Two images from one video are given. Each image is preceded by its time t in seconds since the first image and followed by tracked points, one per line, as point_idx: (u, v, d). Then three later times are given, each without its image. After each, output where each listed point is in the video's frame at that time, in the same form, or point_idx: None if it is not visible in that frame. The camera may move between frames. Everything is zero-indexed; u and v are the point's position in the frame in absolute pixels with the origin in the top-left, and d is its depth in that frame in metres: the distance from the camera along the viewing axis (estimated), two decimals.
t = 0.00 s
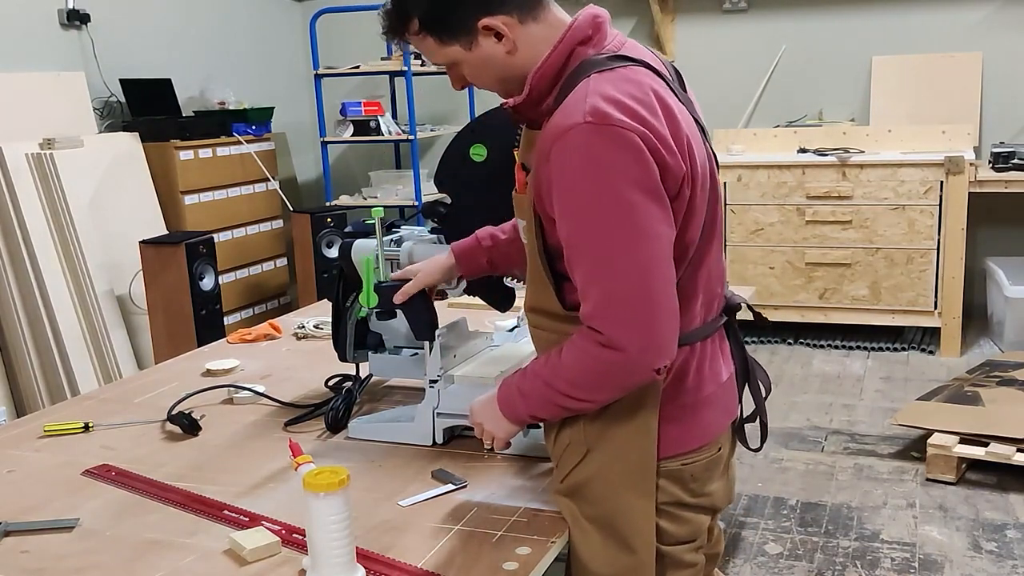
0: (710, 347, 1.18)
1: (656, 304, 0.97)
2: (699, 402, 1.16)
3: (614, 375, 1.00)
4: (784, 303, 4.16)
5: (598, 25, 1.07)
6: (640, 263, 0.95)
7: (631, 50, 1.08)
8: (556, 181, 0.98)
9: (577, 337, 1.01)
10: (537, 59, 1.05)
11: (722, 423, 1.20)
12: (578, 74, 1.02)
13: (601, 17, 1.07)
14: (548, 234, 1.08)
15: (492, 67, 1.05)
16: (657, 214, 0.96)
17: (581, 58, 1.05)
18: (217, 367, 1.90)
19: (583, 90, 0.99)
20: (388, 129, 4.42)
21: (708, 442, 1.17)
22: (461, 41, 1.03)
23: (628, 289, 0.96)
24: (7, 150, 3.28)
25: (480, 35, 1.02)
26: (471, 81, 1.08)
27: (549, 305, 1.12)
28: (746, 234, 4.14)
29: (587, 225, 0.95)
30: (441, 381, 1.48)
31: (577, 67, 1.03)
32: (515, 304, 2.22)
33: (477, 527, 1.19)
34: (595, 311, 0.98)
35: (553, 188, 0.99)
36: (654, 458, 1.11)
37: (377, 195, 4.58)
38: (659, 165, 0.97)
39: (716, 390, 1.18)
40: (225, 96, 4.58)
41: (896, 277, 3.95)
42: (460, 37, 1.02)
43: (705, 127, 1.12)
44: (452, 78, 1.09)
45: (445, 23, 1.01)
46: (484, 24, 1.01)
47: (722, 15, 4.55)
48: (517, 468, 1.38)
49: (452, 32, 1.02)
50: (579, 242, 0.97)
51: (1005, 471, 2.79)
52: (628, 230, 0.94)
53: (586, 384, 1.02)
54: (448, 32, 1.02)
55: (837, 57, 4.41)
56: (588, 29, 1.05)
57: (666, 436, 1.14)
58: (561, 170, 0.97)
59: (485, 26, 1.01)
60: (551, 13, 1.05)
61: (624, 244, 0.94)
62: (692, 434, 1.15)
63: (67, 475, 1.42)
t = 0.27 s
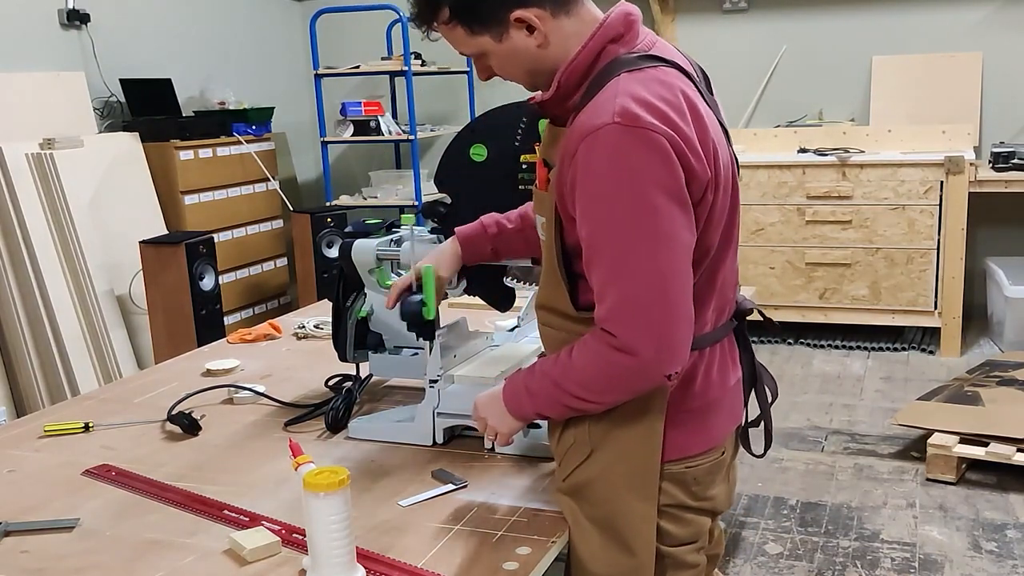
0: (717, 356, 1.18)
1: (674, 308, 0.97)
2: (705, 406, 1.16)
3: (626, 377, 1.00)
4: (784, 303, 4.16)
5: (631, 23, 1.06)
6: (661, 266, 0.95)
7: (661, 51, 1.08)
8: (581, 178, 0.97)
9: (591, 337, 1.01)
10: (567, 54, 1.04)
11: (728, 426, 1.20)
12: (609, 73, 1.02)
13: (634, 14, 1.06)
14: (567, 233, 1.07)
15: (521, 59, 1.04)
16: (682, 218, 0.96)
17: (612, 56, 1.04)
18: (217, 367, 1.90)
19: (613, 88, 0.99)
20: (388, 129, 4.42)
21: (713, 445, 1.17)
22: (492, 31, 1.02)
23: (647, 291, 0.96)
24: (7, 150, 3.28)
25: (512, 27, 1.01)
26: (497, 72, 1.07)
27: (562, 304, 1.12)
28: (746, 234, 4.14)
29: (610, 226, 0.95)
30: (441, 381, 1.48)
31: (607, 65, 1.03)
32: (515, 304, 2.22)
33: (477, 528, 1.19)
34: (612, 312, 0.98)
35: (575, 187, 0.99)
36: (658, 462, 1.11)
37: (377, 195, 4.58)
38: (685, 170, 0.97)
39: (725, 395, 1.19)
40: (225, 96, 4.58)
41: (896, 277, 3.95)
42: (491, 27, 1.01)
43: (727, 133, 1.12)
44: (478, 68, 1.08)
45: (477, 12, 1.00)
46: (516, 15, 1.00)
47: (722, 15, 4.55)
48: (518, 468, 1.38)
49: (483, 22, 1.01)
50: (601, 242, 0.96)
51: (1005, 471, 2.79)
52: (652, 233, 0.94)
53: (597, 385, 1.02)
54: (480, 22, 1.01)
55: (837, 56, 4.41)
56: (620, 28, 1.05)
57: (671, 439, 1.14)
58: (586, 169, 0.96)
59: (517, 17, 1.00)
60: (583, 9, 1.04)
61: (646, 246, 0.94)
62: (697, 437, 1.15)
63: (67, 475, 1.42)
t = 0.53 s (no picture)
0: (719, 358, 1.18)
1: (680, 310, 0.97)
2: (706, 407, 1.16)
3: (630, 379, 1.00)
4: (784, 303, 4.16)
5: (640, 23, 1.06)
6: (669, 268, 0.95)
7: (672, 51, 1.08)
8: (589, 177, 0.97)
9: (596, 338, 1.01)
10: (576, 52, 1.04)
11: (728, 430, 1.20)
12: (619, 73, 1.02)
13: (644, 15, 1.07)
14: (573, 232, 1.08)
15: (531, 58, 1.04)
16: (690, 221, 0.96)
17: (623, 56, 1.04)
18: (217, 367, 1.90)
19: (623, 89, 0.99)
20: (388, 129, 4.42)
21: (714, 446, 1.17)
22: (502, 29, 1.01)
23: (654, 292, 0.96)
24: (7, 150, 3.28)
25: (522, 24, 1.01)
26: (506, 70, 1.07)
27: (566, 304, 1.12)
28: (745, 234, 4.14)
29: (618, 226, 0.95)
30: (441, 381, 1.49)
31: (618, 65, 1.03)
32: (515, 304, 2.22)
33: (477, 528, 1.19)
34: (618, 313, 0.98)
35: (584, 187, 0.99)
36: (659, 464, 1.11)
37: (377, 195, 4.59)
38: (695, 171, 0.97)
39: (725, 398, 1.19)
40: (225, 96, 4.58)
41: (896, 277, 3.96)
42: (501, 25, 1.01)
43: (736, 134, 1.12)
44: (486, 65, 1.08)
45: (486, 9, 1.00)
46: (526, 13, 1.00)
47: (722, 15, 4.55)
48: (518, 468, 1.38)
49: (493, 20, 1.01)
50: (609, 242, 0.96)
51: (1005, 471, 2.79)
52: (660, 234, 0.94)
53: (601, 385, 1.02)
54: (490, 19, 1.01)
55: (837, 56, 4.41)
56: (630, 28, 1.05)
57: (673, 440, 1.14)
58: (595, 169, 0.96)
59: (527, 16, 1.00)
60: (595, 8, 1.04)
61: (653, 248, 0.94)
62: (698, 438, 1.15)
63: (67, 475, 1.42)
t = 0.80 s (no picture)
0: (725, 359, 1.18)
1: (691, 303, 0.96)
2: (710, 407, 1.16)
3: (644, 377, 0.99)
4: (784, 303, 4.16)
5: (649, 20, 1.06)
6: (680, 262, 0.94)
7: (681, 48, 1.07)
8: (598, 174, 0.97)
9: (609, 337, 1.00)
10: (579, 56, 1.04)
11: (730, 433, 1.20)
12: (628, 69, 1.01)
13: (652, 13, 1.07)
14: (579, 228, 1.08)
15: (533, 61, 1.05)
16: (701, 214, 0.95)
17: (631, 52, 1.04)
18: (217, 367, 1.90)
19: (630, 84, 0.98)
20: (388, 129, 4.42)
21: (717, 447, 1.17)
22: (503, 35, 1.02)
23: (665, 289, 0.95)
24: (7, 150, 3.28)
25: (519, 34, 1.02)
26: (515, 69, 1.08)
27: (572, 300, 1.12)
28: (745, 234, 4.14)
29: (628, 223, 0.94)
30: (440, 381, 1.50)
31: (624, 62, 1.03)
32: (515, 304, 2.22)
33: (478, 527, 1.19)
34: (630, 311, 0.97)
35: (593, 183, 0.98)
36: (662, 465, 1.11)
37: (377, 195, 4.59)
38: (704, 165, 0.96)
39: (729, 401, 1.19)
40: (225, 96, 4.58)
41: (896, 277, 3.95)
42: (501, 31, 1.02)
43: (744, 131, 1.12)
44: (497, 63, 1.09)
45: (485, 17, 1.01)
46: (524, 24, 1.00)
47: (722, 15, 4.55)
48: (518, 468, 1.38)
49: (493, 26, 1.02)
50: (619, 239, 0.95)
51: (1005, 471, 2.79)
52: (671, 229, 0.93)
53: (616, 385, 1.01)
54: (490, 25, 1.01)
55: (837, 56, 4.41)
56: (639, 24, 1.05)
57: (677, 440, 1.14)
58: (603, 164, 0.96)
59: (524, 25, 1.01)
60: (597, 12, 1.03)
61: (664, 243, 0.93)
62: (702, 440, 1.16)
63: (67, 475, 1.42)
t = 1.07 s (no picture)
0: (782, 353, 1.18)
1: (825, 247, 0.90)
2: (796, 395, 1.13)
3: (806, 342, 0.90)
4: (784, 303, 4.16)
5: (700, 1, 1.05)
6: (807, 204, 0.89)
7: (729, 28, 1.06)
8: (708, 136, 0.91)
9: (756, 308, 0.91)
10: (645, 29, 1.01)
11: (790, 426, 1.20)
12: (700, 38, 0.99)
13: None
14: (669, 203, 1.02)
15: (592, 25, 0.98)
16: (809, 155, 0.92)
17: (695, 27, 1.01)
18: (217, 367, 1.90)
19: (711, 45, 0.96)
20: (388, 129, 4.42)
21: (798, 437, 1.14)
22: None
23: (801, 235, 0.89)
24: (7, 150, 3.28)
25: None
26: (560, 50, 1.01)
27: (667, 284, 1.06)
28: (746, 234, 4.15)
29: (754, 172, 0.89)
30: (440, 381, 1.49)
31: (694, 32, 1.00)
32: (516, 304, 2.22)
33: (479, 528, 1.19)
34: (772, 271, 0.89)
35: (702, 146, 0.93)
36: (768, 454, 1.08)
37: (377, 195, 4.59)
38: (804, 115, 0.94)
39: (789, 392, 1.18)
40: (225, 96, 4.58)
41: (896, 277, 3.96)
42: None
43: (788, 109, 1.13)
44: (536, 44, 1.02)
45: None
46: None
47: (722, 15, 4.55)
48: (519, 468, 1.38)
49: None
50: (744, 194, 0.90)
51: (1005, 471, 2.79)
52: (794, 168, 0.89)
53: (785, 366, 0.90)
54: None
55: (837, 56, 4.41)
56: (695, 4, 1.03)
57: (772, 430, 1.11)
58: (716, 117, 0.91)
59: None
60: None
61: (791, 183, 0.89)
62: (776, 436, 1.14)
63: (67, 475, 1.42)
